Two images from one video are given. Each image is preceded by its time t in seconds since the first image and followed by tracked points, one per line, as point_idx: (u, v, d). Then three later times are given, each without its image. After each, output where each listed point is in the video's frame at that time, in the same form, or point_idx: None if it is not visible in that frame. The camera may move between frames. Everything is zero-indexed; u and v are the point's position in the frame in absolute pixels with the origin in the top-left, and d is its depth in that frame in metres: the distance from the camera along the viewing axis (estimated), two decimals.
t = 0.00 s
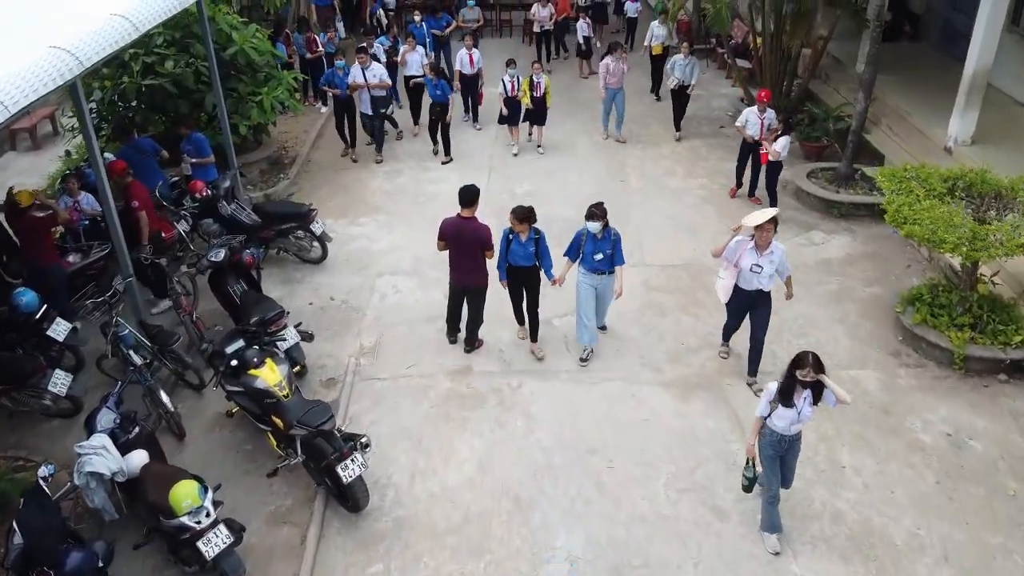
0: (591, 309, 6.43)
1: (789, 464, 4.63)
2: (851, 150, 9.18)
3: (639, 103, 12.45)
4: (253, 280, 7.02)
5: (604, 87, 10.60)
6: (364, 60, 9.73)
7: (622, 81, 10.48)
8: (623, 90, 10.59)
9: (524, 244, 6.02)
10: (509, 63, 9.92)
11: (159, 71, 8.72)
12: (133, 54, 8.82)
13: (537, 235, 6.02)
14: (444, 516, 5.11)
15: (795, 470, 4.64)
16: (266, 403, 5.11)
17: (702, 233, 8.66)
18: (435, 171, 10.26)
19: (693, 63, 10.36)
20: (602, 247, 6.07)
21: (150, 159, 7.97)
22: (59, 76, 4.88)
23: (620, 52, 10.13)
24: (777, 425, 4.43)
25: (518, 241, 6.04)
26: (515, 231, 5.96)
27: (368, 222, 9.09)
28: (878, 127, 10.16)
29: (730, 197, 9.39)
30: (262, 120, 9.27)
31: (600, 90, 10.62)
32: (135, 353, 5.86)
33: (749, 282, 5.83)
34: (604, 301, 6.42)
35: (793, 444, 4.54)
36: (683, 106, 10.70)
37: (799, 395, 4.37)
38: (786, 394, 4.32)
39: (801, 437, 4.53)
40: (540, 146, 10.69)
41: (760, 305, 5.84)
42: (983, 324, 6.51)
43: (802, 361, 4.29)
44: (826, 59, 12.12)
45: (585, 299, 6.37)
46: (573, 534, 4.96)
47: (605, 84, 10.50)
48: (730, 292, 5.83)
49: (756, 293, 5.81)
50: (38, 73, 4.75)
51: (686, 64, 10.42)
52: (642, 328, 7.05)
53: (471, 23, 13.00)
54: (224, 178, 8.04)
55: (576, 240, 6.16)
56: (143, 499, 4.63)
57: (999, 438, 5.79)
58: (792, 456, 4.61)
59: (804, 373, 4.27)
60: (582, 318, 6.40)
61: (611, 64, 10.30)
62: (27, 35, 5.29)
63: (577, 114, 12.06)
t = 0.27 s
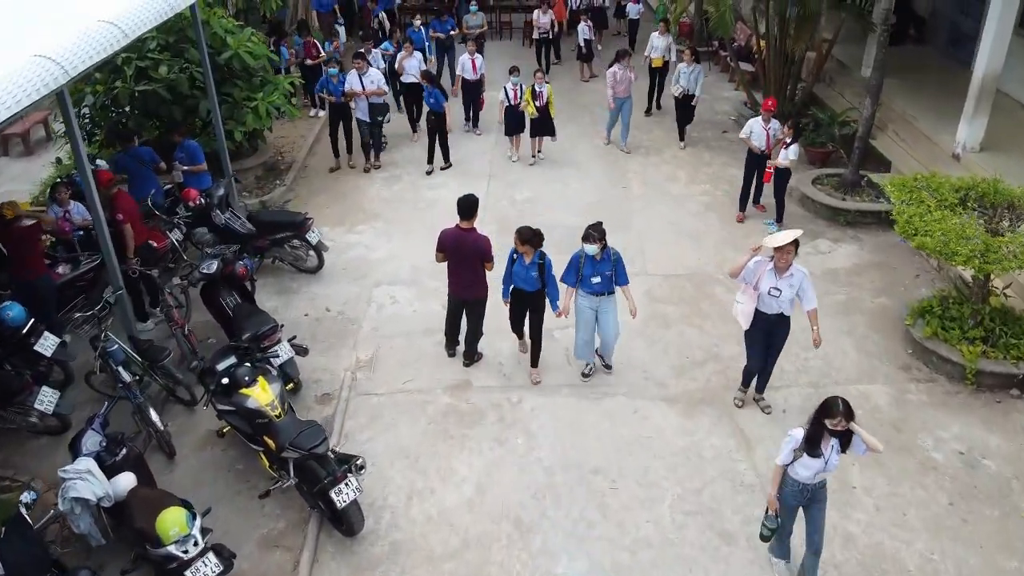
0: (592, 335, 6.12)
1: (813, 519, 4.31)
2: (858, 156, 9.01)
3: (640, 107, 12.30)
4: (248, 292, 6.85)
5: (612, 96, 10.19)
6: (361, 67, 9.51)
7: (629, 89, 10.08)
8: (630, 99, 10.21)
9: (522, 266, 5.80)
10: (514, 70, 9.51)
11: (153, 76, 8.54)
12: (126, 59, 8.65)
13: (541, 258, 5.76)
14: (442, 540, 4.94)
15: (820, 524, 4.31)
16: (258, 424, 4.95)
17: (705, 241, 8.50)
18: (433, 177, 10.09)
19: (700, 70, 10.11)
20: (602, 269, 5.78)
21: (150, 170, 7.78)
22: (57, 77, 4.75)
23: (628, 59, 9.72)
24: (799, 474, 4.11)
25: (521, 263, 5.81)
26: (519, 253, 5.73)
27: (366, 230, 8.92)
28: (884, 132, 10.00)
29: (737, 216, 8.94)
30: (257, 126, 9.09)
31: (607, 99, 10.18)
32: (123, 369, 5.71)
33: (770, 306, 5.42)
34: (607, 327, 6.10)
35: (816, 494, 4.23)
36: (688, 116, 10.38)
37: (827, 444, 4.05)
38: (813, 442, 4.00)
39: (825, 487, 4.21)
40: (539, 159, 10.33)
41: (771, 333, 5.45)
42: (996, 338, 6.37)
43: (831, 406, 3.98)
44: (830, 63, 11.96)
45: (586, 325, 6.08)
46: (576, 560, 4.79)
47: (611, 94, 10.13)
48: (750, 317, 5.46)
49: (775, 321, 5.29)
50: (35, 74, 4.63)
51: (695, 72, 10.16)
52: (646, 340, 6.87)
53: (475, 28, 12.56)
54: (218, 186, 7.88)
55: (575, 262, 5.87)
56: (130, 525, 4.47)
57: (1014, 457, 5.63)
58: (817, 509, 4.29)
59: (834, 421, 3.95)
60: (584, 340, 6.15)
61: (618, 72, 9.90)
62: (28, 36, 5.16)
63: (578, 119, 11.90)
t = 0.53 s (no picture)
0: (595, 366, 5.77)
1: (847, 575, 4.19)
2: (864, 162, 8.84)
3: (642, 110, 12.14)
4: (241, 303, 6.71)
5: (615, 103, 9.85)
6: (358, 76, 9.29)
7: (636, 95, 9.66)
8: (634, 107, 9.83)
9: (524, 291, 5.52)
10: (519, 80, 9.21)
11: (146, 81, 8.37)
12: (119, 64, 8.48)
13: (545, 283, 5.45)
14: (440, 565, 4.78)
15: None
16: (249, 445, 4.79)
17: (709, 249, 8.33)
18: (432, 183, 9.92)
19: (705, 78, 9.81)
20: (605, 298, 5.42)
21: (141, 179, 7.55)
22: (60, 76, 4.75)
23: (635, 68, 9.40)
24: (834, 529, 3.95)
25: (523, 286, 5.54)
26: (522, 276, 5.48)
27: (363, 237, 8.75)
28: (890, 138, 9.83)
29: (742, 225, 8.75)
30: (253, 131, 8.93)
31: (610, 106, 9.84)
32: (112, 387, 5.55)
33: (786, 342, 4.95)
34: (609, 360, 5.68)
35: (848, 549, 4.09)
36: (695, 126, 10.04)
37: (862, 501, 3.90)
38: (853, 504, 3.83)
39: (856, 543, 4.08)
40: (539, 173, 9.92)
41: (788, 378, 5.04)
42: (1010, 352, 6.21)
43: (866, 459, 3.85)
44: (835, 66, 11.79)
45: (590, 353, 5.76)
46: None
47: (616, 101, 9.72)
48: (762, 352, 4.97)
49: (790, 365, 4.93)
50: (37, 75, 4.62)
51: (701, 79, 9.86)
52: (649, 352, 6.71)
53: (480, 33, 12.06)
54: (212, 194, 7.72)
55: (577, 289, 5.48)
56: (116, 553, 4.30)
57: None
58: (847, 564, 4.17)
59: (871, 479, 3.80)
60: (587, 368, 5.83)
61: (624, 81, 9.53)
62: (28, 35, 5.16)
63: (579, 123, 11.74)
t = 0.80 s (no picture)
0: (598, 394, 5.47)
1: None
2: (871, 169, 8.67)
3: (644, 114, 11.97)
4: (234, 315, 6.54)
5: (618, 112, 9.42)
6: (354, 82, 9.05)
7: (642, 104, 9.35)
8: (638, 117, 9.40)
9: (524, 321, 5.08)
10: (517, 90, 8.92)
11: (139, 86, 8.20)
12: (111, 68, 8.31)
13: (545, 312, 5.01)
14: None
15: None
16: (239, 468, 4.63)
17: (714, 258, 8.16)
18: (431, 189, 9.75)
19: (712, 88, 9.46)
20: (611, 329, 5.03)
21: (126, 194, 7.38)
22: (59, 75, 4.76)
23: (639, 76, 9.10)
24: (878, 574, 3.28)
25: (522, 318, 5.08)
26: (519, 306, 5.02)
27: (360, 246, 8.59)
28: (897, 144, 9.67)
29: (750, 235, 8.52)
30: (248, 137, 8.75)
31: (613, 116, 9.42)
32: (100, 404, 5.39)
33: (798, 376, 4.73)
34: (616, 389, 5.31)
35: None
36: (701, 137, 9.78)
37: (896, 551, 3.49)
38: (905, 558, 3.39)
39: None
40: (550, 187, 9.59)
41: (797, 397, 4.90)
42: None
43: (890, 507, 3.41)
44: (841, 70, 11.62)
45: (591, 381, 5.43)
46: None
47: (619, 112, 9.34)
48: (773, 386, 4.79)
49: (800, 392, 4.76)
50: (35, 74, 4.62)
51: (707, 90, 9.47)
52: (652, 366, 6.54)
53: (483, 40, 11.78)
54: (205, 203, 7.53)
55: (583, 316, 5.11)
56: None
57: None
58: None
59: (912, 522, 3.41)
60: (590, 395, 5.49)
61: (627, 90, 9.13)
62: (32, 33, 5.23)
63: (580, 128, 11.57)
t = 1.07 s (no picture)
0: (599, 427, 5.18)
1: None
2: (878, 176, 8.50)
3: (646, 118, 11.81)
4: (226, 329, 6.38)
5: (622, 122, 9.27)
6: (353, 90, 8.78)
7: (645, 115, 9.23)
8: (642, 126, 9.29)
9: (522, 352, 4.84)
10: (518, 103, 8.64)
11: (131, 92, 8.02)
12: (103, 73, 8.14)
13: (543, 337, 4.80)
14: None
15: None
16: (228, 493, 4.47)
17: (718, 267, 7.98)
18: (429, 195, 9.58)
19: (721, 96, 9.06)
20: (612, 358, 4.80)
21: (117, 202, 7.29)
22: (64, 72, 4.82)
23: (643, 83, 8.88)
24: None
25: (520, 347, 4.85)
26: (516, 336, 4.77)
27: (356, 254, 8.42)
28: (904, 149, 9.50)
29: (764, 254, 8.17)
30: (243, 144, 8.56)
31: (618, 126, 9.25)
32: (87, 424, 5.23)
33: (817, 422, 4.39)
34: (619, 420, 5.08)
35: None
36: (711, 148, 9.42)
37: None
38: None
39: None
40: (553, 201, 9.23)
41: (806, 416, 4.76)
42: None
43: (911, 560, 3.28)
44: (846, 73, 11.44)
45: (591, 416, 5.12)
46: None
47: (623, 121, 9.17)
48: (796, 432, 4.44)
49: (818, 437, 4.44)
50: (39, 72, 4.68)
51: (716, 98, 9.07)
52: (656, 380, 6.37)
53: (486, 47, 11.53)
54: (198, 211, 7.36)
55: (585, 341, 4.86)
56: None
57: None
58: None
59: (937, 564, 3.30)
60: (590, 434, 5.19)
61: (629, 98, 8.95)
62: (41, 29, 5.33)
63: (581, 133, 11.40)
